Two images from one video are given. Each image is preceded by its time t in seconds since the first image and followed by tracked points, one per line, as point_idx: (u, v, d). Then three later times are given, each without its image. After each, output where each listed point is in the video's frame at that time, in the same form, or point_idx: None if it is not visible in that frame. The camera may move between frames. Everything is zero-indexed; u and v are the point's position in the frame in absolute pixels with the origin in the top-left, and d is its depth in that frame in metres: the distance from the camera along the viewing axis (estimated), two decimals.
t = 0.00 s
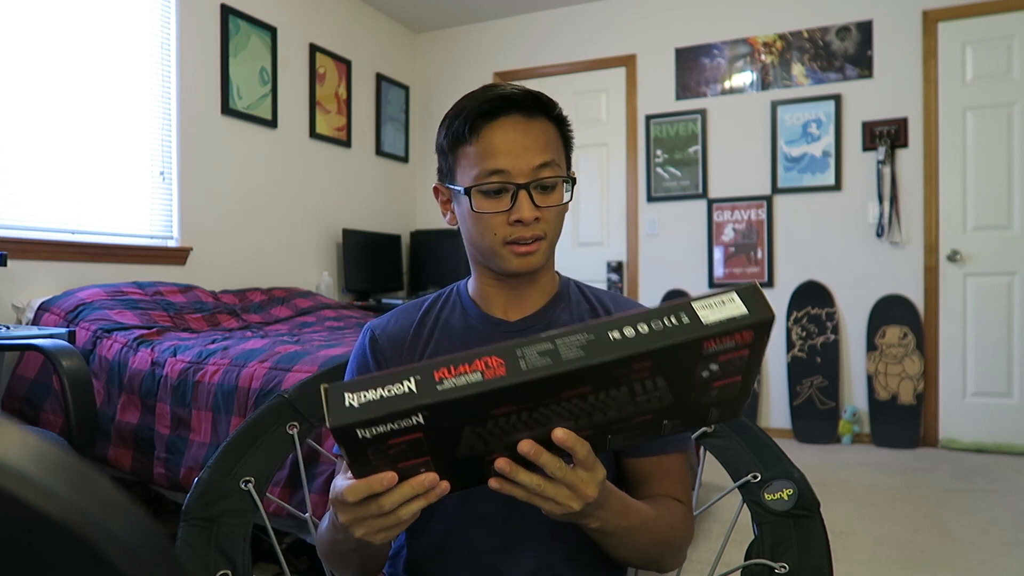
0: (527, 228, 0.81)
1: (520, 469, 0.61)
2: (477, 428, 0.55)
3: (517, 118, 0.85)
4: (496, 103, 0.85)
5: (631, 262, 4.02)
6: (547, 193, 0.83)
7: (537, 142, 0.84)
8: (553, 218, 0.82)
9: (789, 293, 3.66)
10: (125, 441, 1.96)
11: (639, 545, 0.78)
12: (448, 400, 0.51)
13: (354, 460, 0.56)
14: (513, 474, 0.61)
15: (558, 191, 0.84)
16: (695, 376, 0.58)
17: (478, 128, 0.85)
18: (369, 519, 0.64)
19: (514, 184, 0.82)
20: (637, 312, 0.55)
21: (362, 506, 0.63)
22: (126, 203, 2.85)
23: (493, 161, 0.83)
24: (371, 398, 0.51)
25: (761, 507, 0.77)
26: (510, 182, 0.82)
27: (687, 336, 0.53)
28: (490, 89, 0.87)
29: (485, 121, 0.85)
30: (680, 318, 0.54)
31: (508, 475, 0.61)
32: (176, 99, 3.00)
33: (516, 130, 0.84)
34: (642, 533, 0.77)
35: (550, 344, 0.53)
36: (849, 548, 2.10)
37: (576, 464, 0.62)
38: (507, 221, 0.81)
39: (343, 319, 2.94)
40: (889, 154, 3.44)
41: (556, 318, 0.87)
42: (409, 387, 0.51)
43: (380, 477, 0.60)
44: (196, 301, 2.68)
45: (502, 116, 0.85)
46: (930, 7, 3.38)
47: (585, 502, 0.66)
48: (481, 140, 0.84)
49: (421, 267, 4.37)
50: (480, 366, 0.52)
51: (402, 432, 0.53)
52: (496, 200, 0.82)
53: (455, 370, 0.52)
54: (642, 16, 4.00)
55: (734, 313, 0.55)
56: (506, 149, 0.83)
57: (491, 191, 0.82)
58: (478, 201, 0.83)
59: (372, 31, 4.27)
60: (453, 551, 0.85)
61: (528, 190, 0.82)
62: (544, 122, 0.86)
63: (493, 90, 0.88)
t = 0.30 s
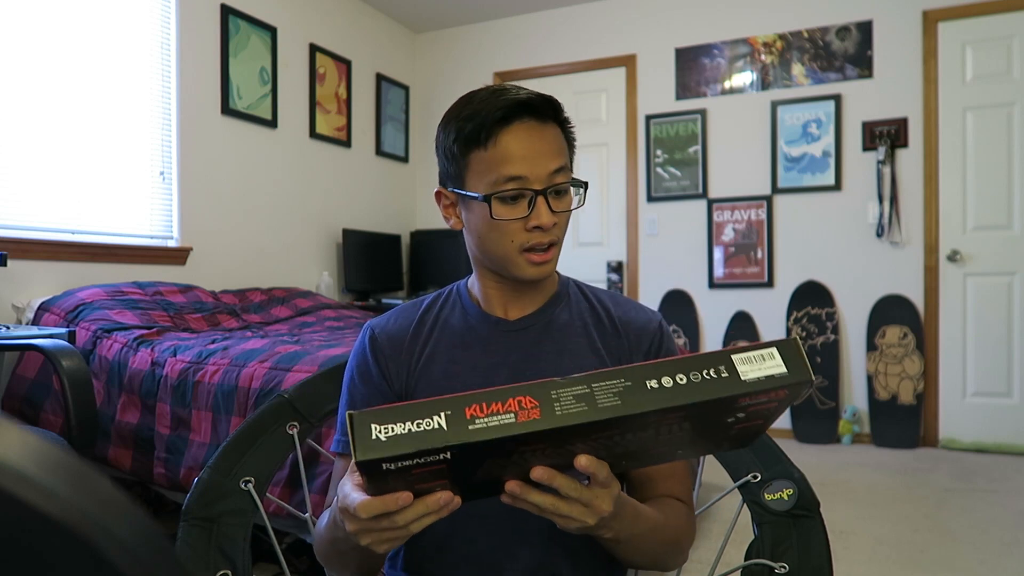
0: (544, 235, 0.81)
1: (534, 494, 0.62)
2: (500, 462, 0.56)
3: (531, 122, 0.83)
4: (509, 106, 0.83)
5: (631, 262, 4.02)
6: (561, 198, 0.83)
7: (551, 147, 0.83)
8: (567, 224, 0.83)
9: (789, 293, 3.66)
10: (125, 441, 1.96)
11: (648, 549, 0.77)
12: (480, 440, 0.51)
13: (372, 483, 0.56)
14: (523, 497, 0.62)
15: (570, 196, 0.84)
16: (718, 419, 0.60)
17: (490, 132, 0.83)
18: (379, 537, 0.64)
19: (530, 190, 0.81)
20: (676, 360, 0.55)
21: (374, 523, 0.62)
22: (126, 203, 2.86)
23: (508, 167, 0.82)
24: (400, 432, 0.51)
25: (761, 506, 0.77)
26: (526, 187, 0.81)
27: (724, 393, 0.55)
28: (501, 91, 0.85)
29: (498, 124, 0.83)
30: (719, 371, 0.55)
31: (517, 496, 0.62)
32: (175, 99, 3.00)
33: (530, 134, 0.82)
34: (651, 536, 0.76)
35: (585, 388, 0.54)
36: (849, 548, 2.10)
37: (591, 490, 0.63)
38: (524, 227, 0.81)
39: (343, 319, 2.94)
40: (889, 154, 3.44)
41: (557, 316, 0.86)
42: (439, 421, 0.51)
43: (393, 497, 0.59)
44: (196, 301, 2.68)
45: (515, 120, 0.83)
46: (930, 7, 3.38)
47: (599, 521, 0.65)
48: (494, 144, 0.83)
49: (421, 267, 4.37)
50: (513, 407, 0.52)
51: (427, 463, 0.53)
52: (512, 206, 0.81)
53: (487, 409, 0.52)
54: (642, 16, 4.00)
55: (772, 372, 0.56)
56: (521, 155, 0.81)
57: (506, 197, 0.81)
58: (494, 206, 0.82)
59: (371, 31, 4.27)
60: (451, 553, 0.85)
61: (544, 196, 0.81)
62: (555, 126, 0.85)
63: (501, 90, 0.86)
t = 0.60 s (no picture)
0: (558, 233, 0.81)
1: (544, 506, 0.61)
2: (515, 470, 0.56)
3: (546, 119, 0.83)
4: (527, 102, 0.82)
5: (631, 262, 4.02)
6: (574, 197, 0.83)
7: (566, 146, 0.83)
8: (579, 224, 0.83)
9: (789, 293, 3.66)
10: (125, 441, 1.96)
11: (650, 553, 0.77)
12: (501, 446, 0.50)
13: (386, 490, 0.55)
14: (533, 508, 0.61)
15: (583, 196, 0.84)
16: (728, 427, 0.61)
17: (506, 127, 0.83)
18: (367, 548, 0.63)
19: (545, 187, 0.81)
20: (691, 368, 0.57)
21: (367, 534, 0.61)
22: (126, 203, 2.86)
23: (524, 163, 0.81)
24: (420, 438, 0.50)
25: (761, 507, 0.77)
26: (541, 185, 0.81)
27: (738, 400, 0.56)
28: (516, 87, 0.85)
29: (514, 119, 0.82)
30: (733, 379, 0.57)
31: (526, 507, 0.61)
32: (175, 99, 3.00)
33: (546, 131, 0.82)
34: (655, 540, 0.77)
35: (604, 394, 0.54)
36: (849, 548, 2.09)
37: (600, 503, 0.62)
38: (539, 225, 0.81)
39: (343, 319, 2.94)
40: (889, 154, 3.44)
41: (561, 315, 0.86)
42: (459, 427, 0.50)
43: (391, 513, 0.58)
44: (196, 301, 2.68)
45: (531, 116, 0.83)
46: (930, 7, 3.38)
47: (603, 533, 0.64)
48: (510, 140, 0.82)
49: (421, 267, 4.37)
50: (533, 413, 0.52)
51: (444, 470, 0.53)
52: (528, 204, 0.81)
53: (507, 414, 0.52)
54: (642, 16, 4.00)
55: (784, 380, 0.58)
56: (537, 152, 0.81)
57: (521, 193, 0.81)
58: (509, 202, 0.81)
59: (372, 31, 4.27)
60: (451, 554, 0.85)
61: (560, 194, 0.81)
62: (568, 125, 0.86)
63: (517, 86, 0.86)
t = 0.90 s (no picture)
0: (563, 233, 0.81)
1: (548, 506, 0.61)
2: (524, 466, 0.56)
3: (553, 119, 0.83)
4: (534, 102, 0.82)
5: (631, 262, 4.02)
6: (581, 199, 0.83)
7: (573, 146, 0.83)
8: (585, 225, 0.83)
9: (789, 293, 3.66)
10: (125, 441, 1.96)
11: (653, 555, 0.77)
12: (512, 439, 0.50)
13: (394, 482, 0.55)
14: (537, 506, 0.61)
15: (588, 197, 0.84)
16: (738, 433, 0.61)
17: (513, 127, 0.83)
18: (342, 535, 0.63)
19: (551, 188, 0.81)
20: (704, 372, 0.56)
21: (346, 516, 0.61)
22: (126, 203, 2.86)
23: (530, 163, 0.81)
24: (431, 428, 0.50)
25: (761, 506, 0.77)
26: (547, 186, 0.81)
27: (749, 407, 0.56)
28: (523, 86, 0.85)
29: (522, 119, 0.82)
30: (746, 386, 0.57)
31: (530, 506, 0.61)
32: (175, 99, 3.00)
33: (552, 132, 0.82)
34: (658, 542, 0.77)
35: (616, 393, 0.54)
36: (849, 548, 2.09)
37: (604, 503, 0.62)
38: (545, 226, 0.80)
39: (343, 319, 2.94)
40: (889, 154, 3.44)
41: (563, 317, 0.86)
42: (472, 418, 0.51)
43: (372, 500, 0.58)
44: (196, 301, 2.68)
45: (539, 116, 0.83)
46: (930, 7, 3.38)
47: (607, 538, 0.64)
48: (517, 139, 0.82)
49: (421, 267, 4.37)
50: (545, 408, 0.52)
51: (453, 461, 0.53)
52: (534, 204, 0.81)
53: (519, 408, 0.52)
54: (642, 16, 4.00)
55: (797, 390, 0.58)
56: (544, 152, 0.81)
57: (528, 194, 0.81)
58: (515, 202, 0.81)
59: (371, 31, 4.27)
60: (450, 554, 0.85)
61: (566, 195, 0.81)
62: (576, 126, 0.86)
63: (524, 85, 0.86)
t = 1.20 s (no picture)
0: (553, 220, 0.80)
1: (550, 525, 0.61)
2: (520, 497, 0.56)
3: (547, 109, 0.84)
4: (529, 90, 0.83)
5: (631, 262, 4.01)
6: (574, 186, 0.82)
7: (567, 135, 0.83)
8: (577, 214, 0.82)
9: (789, 293, 3.66)
10: (125, 441, 1.96)
11: (652, 563, 0.77)
12: (497, 484, 0.51)
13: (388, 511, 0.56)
14: (533, 523, 0.61)
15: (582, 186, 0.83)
16: (742, 477, 0.59)
17: (507, 114, 0.83)
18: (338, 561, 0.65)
19: (542, 173, 0.81)
20: (707, 421, 0.55)
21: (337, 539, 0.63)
22: (126, 203, 2.86)
23: (521, 148, 0.82)
24: (417, 467, 0.51)
25: (761, 507, 0.77)
26: (539, 171, 0.81)
27: (753, 461, 0.54)
28: (519, 77, 0.85)
29: (516, 107, 0.83)
30: (750, 439, 0.55)
31: (526, 523, 0.61)
32: (176, 99, 3.00)
33: (546, 120, 0.83)
34: (656, 549, 0.77)
35: (612, 439, 0.53)
36: (849, 548, 2.10)
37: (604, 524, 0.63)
38: (534, 210, 0.80)
39: (343, 319, 2.94)
40: (889, 154, 3.44)
41: (565, 320, 0.85)
42: (459, 460, 0.51)
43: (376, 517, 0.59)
44: (196, 301, 2.68)
45: (533, 105, 0.83)
46: (930, 7, 3.38)
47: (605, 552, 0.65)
48: (510, 125, 0.83)
49: (421, 267, 4.37)
50: (535, 452, 0.52)
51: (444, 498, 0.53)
52: (523, 189, 0.81)
53: (508, 452, 0.52)
54: (642, 16, 4.00)
55: (807, 446, 0.55)
56: (536, 138, 0.81)
57: (517, 178, 0.81)
58: (505, 187, 0.81)
59: (372, 31, 4.27)
60: (450, 556, 0.85)
61: (557, 181, 0.81)
62: (572, 117, 0.86)
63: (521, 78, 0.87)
